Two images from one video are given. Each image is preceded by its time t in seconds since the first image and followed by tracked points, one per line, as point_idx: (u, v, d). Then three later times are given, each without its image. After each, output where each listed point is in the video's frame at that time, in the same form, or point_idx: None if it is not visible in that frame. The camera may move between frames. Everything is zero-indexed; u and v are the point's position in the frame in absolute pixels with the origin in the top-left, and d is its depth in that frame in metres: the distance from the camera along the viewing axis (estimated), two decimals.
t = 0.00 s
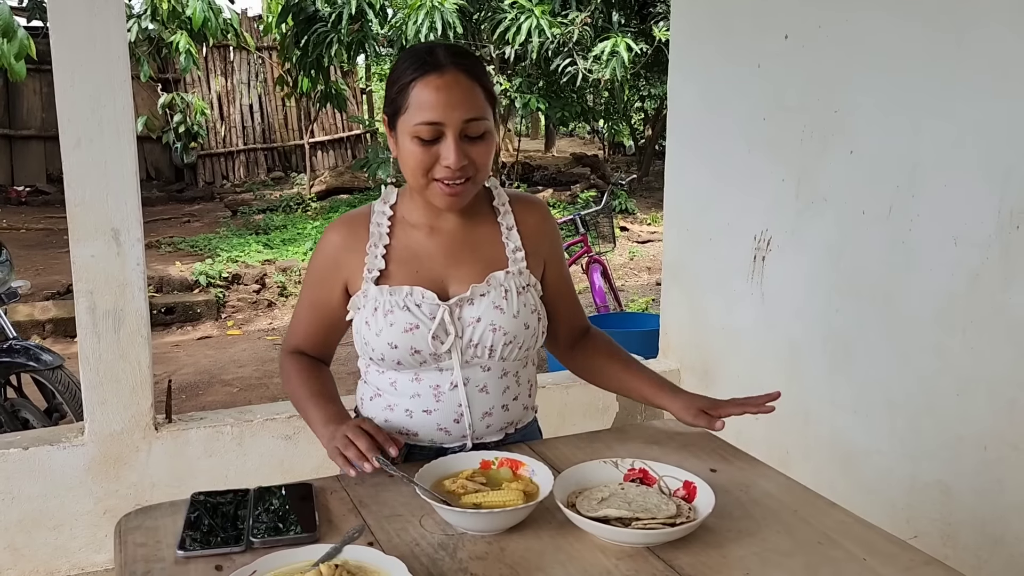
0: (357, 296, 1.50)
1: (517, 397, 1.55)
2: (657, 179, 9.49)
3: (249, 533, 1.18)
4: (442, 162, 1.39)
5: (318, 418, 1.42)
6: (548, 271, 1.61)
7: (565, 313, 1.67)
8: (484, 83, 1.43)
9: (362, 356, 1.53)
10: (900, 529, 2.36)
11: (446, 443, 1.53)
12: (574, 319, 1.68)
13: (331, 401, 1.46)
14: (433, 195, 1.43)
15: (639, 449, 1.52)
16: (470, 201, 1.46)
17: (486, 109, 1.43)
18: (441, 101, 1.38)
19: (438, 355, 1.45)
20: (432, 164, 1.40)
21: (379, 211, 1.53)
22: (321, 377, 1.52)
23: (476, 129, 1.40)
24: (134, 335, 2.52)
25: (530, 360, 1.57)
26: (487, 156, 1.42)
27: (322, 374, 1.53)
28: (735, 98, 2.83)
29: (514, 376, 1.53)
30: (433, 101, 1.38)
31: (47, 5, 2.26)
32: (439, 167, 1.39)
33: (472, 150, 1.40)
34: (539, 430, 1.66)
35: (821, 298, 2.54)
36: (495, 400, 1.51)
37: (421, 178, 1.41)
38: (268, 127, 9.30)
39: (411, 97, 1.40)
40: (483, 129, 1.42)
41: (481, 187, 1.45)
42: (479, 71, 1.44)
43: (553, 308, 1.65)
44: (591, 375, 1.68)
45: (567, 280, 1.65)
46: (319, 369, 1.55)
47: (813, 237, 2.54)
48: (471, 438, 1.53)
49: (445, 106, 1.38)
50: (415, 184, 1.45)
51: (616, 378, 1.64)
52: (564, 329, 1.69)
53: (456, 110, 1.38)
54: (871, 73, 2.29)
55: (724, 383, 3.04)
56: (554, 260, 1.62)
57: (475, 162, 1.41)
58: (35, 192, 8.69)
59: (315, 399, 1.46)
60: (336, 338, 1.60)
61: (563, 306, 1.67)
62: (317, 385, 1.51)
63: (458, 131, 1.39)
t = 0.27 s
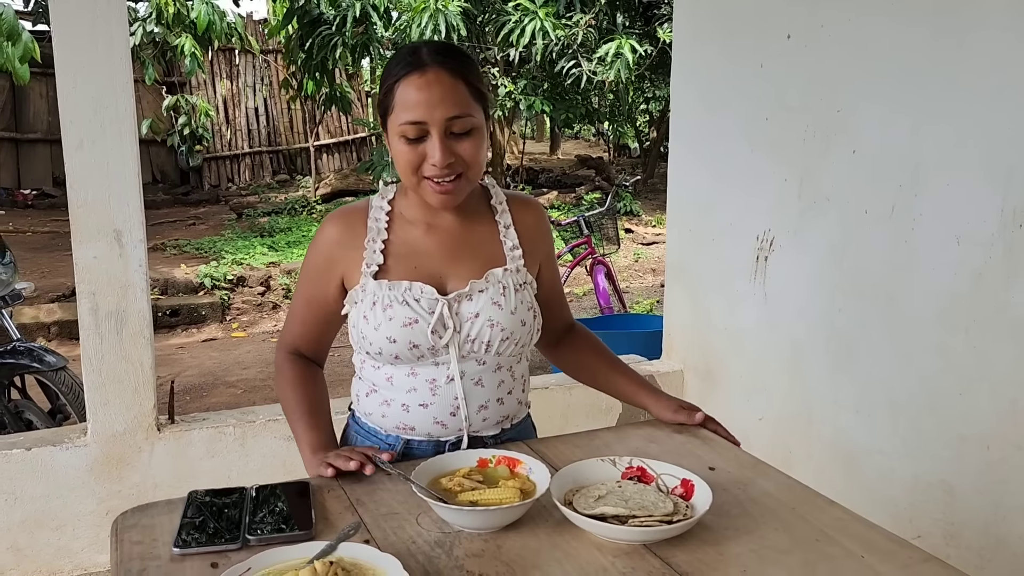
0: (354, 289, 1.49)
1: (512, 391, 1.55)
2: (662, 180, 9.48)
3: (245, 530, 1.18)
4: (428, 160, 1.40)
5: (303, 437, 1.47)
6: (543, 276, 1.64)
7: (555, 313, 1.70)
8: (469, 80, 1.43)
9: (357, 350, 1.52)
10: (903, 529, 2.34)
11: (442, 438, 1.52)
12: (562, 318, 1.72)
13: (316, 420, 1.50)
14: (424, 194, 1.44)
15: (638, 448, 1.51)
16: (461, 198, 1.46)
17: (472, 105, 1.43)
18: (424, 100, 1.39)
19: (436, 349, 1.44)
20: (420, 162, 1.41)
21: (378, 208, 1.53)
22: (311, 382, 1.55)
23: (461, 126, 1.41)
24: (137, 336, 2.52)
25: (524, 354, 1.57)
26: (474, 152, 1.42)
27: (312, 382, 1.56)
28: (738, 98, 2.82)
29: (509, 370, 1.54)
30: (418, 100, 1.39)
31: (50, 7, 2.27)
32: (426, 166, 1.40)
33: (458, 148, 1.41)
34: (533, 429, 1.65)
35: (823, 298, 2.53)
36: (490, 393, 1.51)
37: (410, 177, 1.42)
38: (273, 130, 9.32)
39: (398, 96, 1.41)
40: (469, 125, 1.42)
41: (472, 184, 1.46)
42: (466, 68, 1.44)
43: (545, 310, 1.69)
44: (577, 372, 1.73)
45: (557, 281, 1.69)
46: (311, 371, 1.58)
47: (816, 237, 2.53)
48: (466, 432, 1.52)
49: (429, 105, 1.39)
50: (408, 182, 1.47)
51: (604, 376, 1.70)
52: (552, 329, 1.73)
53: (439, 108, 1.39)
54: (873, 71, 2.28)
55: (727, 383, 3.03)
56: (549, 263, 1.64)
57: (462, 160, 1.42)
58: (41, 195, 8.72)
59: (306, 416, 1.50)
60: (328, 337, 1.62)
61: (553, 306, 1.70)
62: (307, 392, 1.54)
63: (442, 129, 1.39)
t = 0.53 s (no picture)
0: (359, 282, 1.51)
1: (512, 384, 1.57)
2: (668, 182, 9.47)
3: (252, 526, 1.18)
4: (423, 154, 1.43)
5: (318, 445, 1.47)
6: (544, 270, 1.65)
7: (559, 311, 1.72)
8: (462, 73, 1.45)
9: (359, 342, 1.54)
10: (911, 529, 2.34)
11: (442, 428, 1.54)
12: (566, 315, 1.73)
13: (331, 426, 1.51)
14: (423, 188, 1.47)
15: (644, 446, 1.51)
16: (461, 191, 1.48)
17: (466, 98, 1.45)
18: (417, 94, 1.41)
19: (436, 343, 1.46)
20: (415, 156, 1.43)
21: (383, 201, 1.55)
22: (325, 386, 1.56)
23: (455, 118, 1.43)
24: (144, 336, 2.53)
25: (524, 348, 1.59)
26: (469, 144, 1.44)
27: (327, 386, 1.56)
28: (743, 98, 2.82)
29: (508, 363, 1.55)
30: (411, 95, 1.42)
31: (58, 8, 2.28)
32: (421, 159, 1.43)
33: (452, 140, 1.43)
34: (533, 422, 1.66)
35: (830, 297, 2.52)
36: (489, 385, 1.53)
37: (408, 171, 1.45)
38: (280, 132, 9.35)
39: (393, 92, 1.45)
40: (463, 118, 1.44)
41: (469, 176, 1.47)
42: (459, 62, 1.46)
43: (548, 307, 1.70)
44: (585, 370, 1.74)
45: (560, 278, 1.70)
46: (325, 375, 1.58)
47: (822, 236, 2.53)
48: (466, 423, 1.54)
49: (421, 99, 1.41)
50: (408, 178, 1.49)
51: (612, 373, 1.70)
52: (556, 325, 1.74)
53: (431, 101, 1.41)
54: (879, 70, 2.27)
55: (733, 383, 3.03)
56: (551, 259, 1.65)
57: (457, 152, 1.44)
58: (50, 197, 8.76)
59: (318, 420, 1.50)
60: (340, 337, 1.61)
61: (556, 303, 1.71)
62: (322, 397, 1.54)
63: (435, 122, 1.42)
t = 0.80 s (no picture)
0: (363, 278, 1.53)
1: (514, 376, 1.60)
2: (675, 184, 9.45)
3: (257, 524, 1.18)
4: (416, 147, 1.46)
5: (324, 439, 1.46)
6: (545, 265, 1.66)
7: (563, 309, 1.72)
8: (446, 64, 1.49)
9: (363, 336, 1.57)
10: (921, 531, 2.32)
11: (446, 420, 1.57)
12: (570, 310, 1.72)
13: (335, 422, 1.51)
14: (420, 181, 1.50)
15: (651, 445, 1.51)
16: (456, 182, 1.51)
17: (451, 88, 1.48)
18: (402, 89, 1.46)
19: (440, 337, 1.49)
20: (408, 150, 1.47)
21: (386, 198, 1.58)
22: (328, 384, 1.55)
23: (442, 109, 1.47)
24: (151, 335, 2.53)
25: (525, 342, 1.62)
26: (458, 133, 1.47)
27: (331, 385, 1.56)
28: (751, 98, 2.81)
29: (510, 356, 1.58)
30: (398, 90, 1.46)
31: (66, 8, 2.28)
32: (414, 152, 1.46)
33: (440, 130, 1.46)
34: (534, 415, 1.69)
35: (838, 297, 2.51)
36: (492, 377, 1.56)
37: (403, 166, 1.49)
38: (287, 134, 9.37)
39: (382, 91, 1.50)
40: (450, 108, 1.47)
41: (462, 166, 1.50)
42: (442, 54, 1.50)
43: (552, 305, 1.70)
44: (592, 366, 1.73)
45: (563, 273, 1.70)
46: (328, 374, 1.58)
47: (831, 236, 2.51)
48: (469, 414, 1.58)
49: (407, 93, 1.46)
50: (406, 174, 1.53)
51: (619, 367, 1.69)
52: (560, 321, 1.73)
53: (417, 94, 1.46)
54: (888, 69, 2.26)
55: (740, 384, 3.01)
56: (552, 255, 1.67)
57: (447, 142, 1.47)
58: (58, 198, 8.79)
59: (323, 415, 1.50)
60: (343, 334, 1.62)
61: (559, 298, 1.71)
62: (325, 394, 1.54)
63: (423, 114, 1.46)
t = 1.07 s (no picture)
0: (364, 276, 1.53)
1: (516, 368, 1.60)
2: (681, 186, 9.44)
3: (258, 523, 1.18)
4: (417, 149, 1.46)
5: (327, 439, 1.47)
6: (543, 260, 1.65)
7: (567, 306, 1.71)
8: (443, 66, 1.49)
9: (365, 334, 1.56)
10: (927, 534, 2.30)
11: (451, 412, 1.57)
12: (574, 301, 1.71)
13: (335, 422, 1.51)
14: (421, 182, 1.50)
15: (654, 446, 1.50)
16: (457, 181, 1.51)
17: (449, 89, 1.48)
18: (402, 93, 1.45)
19: (444, 330, 1.49)
20: (409, 152, 1.47)
21: (385, 198, 1.58)
22: (329, 383, 1.55)
23: (441, 110, 1.47)
24: (156, 335, 2.53)
25: (527, 335, 1.62)
26: (459, 133, 1.47)
27: (331, 383, 1.56)
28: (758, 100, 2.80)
29: (512, 349, 1.59)
30: (396, 93, 1.46)
31: (72, 7, 2.28)
32: (415, 154, 1.46)
33: (441, 131, 1.46)
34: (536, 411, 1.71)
35: (844, 299, 2.50)
36: (496, 369, 1.57)
37: (404, 168, 1.48)
38: (293, 135, 9.38)
39: (380, 94, 1.49)
40: (450, 109, 1.47)
41: (463, 165, 1.50)
42: (437, 56, 1.50)
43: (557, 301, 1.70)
44: (605, 349, 1.69)
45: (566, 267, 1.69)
46: (330, 372, 1.58)
47: (837, 238, 2.50)
48: (474, 406, 1.58)
49: (406, 96, 1.45)
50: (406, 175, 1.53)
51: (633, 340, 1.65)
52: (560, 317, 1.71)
53: (417, 96, 1.45)
54: (896, 69, 2.25)
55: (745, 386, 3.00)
56: (551, 249, 1.66)
57: (448, 142, 1.47)
58: (66, 199, 8.81)
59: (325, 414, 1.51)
60: (344, 330, 1.62)
61: (560, 285, 1.69)
62: (326, 393, 1.54)
63: (424, 116, 1.45)
